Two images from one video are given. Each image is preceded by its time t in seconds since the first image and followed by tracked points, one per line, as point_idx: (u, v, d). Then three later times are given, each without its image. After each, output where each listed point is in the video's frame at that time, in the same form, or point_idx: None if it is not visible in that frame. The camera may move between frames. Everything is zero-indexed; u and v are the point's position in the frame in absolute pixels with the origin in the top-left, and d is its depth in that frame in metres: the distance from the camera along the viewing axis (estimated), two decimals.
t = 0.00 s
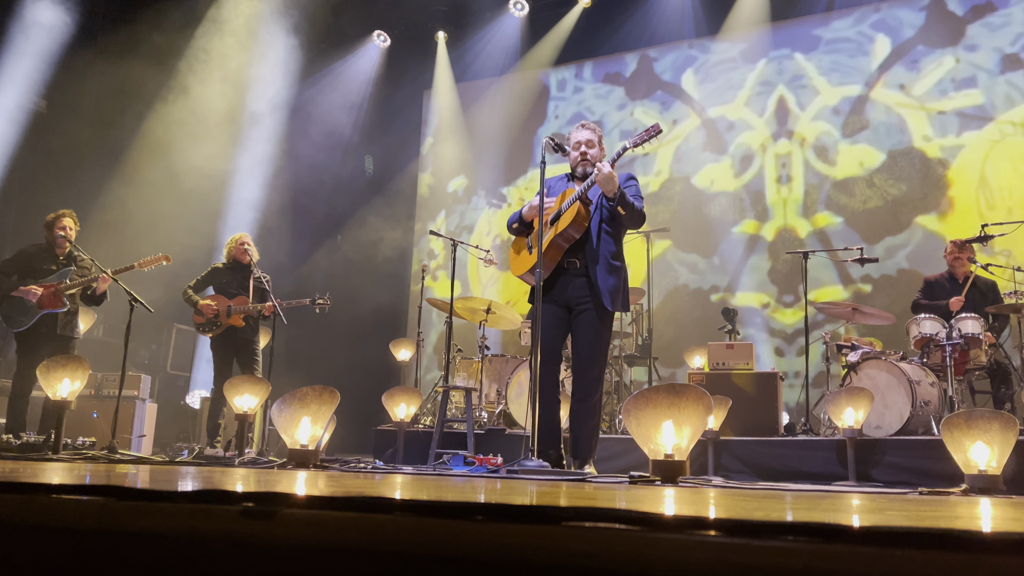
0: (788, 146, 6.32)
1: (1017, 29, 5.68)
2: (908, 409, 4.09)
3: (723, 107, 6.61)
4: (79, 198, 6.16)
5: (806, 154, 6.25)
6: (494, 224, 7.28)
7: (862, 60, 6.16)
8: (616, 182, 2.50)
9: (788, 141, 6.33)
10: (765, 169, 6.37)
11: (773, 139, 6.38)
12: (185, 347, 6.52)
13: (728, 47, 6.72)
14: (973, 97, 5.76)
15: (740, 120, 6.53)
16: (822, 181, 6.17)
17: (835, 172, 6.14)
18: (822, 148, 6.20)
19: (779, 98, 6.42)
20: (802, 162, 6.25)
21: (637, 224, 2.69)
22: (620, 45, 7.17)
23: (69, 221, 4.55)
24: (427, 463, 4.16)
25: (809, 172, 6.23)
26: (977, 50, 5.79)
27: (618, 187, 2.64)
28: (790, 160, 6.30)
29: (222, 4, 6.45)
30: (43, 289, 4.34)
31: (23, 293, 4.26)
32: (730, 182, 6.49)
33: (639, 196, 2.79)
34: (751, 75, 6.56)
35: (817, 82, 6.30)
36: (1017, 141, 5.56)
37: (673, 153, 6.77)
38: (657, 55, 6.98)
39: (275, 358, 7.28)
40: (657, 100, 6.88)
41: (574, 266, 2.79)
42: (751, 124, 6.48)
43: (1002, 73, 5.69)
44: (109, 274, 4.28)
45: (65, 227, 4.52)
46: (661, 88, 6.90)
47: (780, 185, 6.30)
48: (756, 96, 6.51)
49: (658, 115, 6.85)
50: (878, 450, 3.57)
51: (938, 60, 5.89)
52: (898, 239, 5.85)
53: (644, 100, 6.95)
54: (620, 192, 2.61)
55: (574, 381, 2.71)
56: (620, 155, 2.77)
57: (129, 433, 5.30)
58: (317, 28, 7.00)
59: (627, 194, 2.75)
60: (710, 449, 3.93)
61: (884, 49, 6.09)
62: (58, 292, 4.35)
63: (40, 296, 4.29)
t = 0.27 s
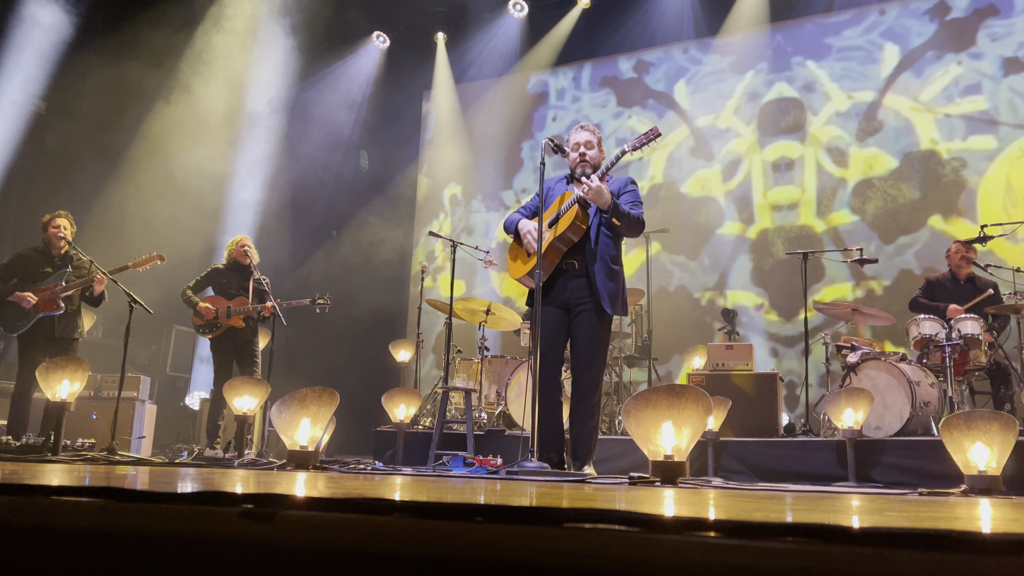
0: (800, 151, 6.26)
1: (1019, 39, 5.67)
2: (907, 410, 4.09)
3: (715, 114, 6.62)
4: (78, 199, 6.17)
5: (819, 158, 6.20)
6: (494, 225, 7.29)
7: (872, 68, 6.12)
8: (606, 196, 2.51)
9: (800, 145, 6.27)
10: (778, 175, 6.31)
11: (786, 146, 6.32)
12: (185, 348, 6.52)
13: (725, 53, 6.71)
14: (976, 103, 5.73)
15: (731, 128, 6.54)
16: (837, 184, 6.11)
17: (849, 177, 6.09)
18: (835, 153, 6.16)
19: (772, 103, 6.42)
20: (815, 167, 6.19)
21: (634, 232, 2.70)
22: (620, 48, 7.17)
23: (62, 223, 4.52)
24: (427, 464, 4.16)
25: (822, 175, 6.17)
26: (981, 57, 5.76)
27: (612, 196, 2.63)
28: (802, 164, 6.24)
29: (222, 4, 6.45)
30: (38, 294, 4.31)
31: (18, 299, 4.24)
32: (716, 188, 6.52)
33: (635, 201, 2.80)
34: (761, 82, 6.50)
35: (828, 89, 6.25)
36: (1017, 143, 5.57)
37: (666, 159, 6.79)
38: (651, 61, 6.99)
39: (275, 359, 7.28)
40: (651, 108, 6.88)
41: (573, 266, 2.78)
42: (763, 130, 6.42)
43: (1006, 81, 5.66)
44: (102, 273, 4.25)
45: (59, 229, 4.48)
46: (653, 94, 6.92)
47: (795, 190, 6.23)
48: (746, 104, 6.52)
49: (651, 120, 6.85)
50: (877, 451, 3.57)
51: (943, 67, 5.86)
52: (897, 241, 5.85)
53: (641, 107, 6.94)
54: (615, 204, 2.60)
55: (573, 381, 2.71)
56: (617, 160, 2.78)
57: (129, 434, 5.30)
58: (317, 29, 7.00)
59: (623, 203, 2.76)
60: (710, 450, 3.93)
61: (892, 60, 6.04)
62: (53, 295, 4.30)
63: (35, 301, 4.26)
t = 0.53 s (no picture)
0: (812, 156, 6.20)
1: (1023, 48, 5.68)
2: (907, 410, 4.10)
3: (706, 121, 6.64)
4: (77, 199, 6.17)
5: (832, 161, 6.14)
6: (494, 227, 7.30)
7: (883, 76, 6.08)
8: (606, 200, 2.53)
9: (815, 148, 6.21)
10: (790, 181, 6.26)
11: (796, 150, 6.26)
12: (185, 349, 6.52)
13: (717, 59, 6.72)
14: (980, 110, 5.74)
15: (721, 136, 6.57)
16: (852, 186, 6.06)
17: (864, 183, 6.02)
18: (848, 158, 6.10)
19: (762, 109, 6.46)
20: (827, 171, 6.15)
21: (631, 234, 2.73)
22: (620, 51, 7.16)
23: (62, 222, 4.54)
24: (427, 465, 4.16)
25: (835, 178, 6.13)
26: (985, 65, 5.77)
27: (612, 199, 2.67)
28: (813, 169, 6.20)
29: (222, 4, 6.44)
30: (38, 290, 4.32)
31: (18, 296, 4.25)
32: (705, 193, 6.54)
33: (632, 203, 2.81)
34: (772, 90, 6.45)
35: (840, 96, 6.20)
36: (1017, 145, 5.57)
37: (659, 165, 6.79)
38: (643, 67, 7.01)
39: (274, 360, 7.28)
40: (646, 116, 6.89)
41: (568, 267, 2.78)
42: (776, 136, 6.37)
43: (1011, 88, 5.66)
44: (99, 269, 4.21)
45: (59, 228, 4.50)
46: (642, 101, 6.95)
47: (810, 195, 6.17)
48: (735, 112, 6.56)
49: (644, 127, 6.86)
50: (877, 452, 3.57)
51: (949, 75, 5.87)
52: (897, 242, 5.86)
53: (635, 115, 6.95)
54: (615, 207, 2.63)
55: (571, 383, 2.71)
56: (615, 163, 2.79)
57: (129, 435, 5.30)
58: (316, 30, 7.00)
59: (620, 204, 2.76)
60: (709, 450, 3.94)
61: (900, 69, 6.03)
62: (53, 291, 4.30)
63: (35, 297, 4.26)
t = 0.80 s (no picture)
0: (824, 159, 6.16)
1: None
2: (906, 412, 4.10)
3: (696, 129, 6.68)
4: (76, 199, 6.16)
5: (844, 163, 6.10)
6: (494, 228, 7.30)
7: (893, 83, 6.04)
8: (608, 205, 2.55)
9: (827, 152, 6.17)
10: (802, 184, 6.21)
11: (807, 154, 6.23)
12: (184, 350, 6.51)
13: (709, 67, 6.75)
14: (983, 116, 5.71)
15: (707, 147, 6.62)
16: (865, 190, 6.00)
17: (878, 187, 5.96)
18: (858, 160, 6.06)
19: (750, 117, 6.49)
20: (837, 173, 6.10)
21: (624, 238, 2.78)
22: (621, 54, 7.17)
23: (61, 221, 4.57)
24: (426, 465, 4.16)
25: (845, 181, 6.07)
26: (990, 73, 5.73)
27: (611, 204, 2.72)
28: (823, 172, 6.16)
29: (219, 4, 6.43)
30: (38, 288, 4.33)
31: (18, 295, 4.26)
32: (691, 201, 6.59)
33: (625, 205, 2.83)
34: (782, 96, 6.41)
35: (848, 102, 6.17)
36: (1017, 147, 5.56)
37: (651, 174, 6.81)
38: (633, 76, 7.07)
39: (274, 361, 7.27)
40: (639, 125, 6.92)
41: (561, 267, 2.78)
42: (788, 140, 6.33)
43: (1015, 96, 5.62)
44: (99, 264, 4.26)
45: (59, 227, 4.53)
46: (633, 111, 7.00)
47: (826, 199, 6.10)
48: (723, 122, 6.58)
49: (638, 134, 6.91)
50: (876, 452, 3.58)
51: (955, 83, 5.82)
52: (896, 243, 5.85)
53: (630, 124, 6.98)
54: (614, 211, 2.70)
55: (566, 383, 2.72)
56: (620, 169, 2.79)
57: (128, 435, 5.30)
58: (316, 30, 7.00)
59: (615, 205, 2.78)
60: (708, 451, 3.94)
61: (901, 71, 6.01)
62: (53, 288, 4.34)
63: (36, 295, 4.28)
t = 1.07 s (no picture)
0: (836, 162, 6.12)
1: None
2: (905, 413, 4.11)
3: (691, 135, 6.68)
4: (74, 199, 6.15)
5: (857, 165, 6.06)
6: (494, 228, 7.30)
7: (900, 89, 6.00)
8: (609, 214, 2.62)
9: (839, 154, 6.13)
10: (814, 185, 6.17)
11: (819, 156, 6.19)
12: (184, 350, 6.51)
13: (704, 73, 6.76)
14: (986, 121, 5.70)
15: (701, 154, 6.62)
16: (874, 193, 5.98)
17: (888, 191, 5.93)
18: (870, 163, 6.02)
19: (740, 123, 6.51)
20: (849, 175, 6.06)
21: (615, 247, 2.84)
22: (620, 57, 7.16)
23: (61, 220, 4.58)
24: (426, 466, 4.16)
25: (857, 184, 6.04)
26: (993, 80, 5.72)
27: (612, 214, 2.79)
28: (836, 174, 6.12)
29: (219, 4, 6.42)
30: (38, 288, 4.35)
31: (18, 295, 4.27)
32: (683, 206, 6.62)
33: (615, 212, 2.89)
34: (791, 101, 6.37)
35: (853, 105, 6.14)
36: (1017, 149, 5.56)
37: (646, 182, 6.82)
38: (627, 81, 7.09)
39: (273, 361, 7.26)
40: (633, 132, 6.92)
41: (555, 268, 2.77)
42: (798, 144, 6.28)
43: (1018, 102, 5.62)
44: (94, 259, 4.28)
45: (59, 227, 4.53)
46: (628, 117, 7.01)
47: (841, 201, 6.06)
48: (717, 128, 6.59)
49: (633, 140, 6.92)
50: (876, 454, 3.57)
51: (959, 89, 5.82)
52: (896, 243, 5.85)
53: (626, 130, 6.98)
54: (614, 222, 2.75)
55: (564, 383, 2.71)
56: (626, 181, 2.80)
57: (127, 436, 5.29)
58: (315, 30, 7.01)
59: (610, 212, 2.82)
60: (708, 452, 3.94)
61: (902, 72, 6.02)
62: (52, 286, 4.35)
63: (35, 295, 4.29)
